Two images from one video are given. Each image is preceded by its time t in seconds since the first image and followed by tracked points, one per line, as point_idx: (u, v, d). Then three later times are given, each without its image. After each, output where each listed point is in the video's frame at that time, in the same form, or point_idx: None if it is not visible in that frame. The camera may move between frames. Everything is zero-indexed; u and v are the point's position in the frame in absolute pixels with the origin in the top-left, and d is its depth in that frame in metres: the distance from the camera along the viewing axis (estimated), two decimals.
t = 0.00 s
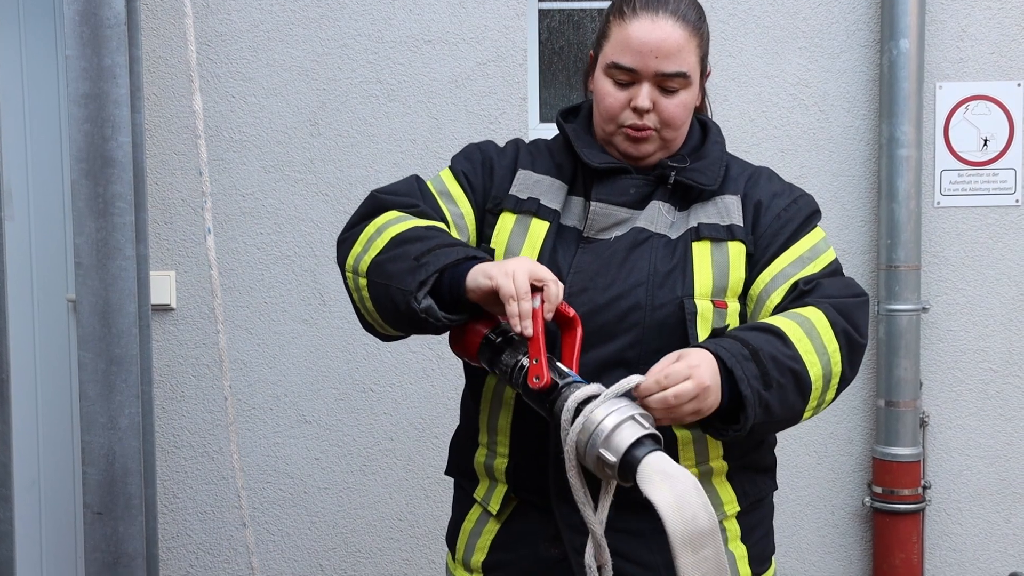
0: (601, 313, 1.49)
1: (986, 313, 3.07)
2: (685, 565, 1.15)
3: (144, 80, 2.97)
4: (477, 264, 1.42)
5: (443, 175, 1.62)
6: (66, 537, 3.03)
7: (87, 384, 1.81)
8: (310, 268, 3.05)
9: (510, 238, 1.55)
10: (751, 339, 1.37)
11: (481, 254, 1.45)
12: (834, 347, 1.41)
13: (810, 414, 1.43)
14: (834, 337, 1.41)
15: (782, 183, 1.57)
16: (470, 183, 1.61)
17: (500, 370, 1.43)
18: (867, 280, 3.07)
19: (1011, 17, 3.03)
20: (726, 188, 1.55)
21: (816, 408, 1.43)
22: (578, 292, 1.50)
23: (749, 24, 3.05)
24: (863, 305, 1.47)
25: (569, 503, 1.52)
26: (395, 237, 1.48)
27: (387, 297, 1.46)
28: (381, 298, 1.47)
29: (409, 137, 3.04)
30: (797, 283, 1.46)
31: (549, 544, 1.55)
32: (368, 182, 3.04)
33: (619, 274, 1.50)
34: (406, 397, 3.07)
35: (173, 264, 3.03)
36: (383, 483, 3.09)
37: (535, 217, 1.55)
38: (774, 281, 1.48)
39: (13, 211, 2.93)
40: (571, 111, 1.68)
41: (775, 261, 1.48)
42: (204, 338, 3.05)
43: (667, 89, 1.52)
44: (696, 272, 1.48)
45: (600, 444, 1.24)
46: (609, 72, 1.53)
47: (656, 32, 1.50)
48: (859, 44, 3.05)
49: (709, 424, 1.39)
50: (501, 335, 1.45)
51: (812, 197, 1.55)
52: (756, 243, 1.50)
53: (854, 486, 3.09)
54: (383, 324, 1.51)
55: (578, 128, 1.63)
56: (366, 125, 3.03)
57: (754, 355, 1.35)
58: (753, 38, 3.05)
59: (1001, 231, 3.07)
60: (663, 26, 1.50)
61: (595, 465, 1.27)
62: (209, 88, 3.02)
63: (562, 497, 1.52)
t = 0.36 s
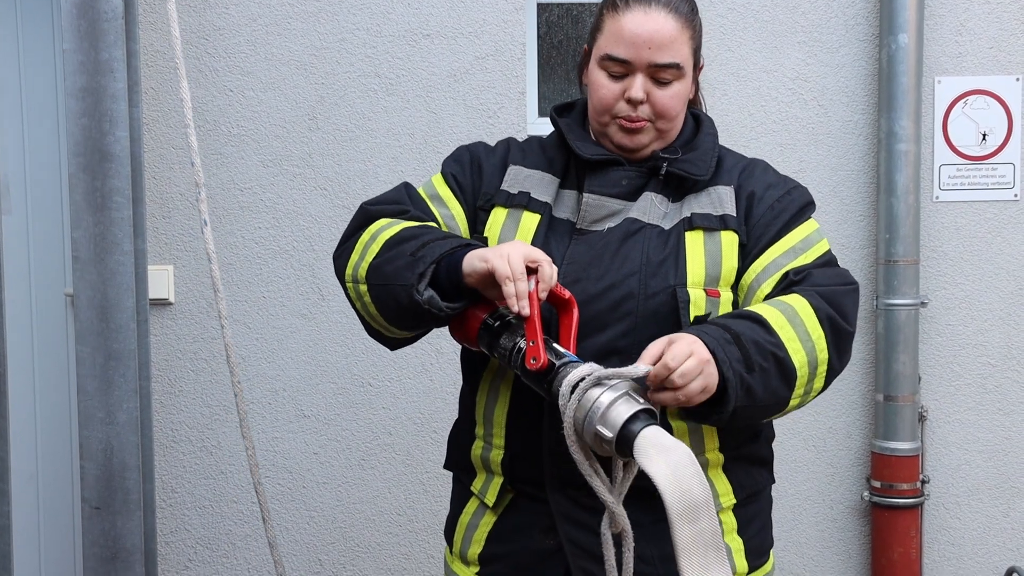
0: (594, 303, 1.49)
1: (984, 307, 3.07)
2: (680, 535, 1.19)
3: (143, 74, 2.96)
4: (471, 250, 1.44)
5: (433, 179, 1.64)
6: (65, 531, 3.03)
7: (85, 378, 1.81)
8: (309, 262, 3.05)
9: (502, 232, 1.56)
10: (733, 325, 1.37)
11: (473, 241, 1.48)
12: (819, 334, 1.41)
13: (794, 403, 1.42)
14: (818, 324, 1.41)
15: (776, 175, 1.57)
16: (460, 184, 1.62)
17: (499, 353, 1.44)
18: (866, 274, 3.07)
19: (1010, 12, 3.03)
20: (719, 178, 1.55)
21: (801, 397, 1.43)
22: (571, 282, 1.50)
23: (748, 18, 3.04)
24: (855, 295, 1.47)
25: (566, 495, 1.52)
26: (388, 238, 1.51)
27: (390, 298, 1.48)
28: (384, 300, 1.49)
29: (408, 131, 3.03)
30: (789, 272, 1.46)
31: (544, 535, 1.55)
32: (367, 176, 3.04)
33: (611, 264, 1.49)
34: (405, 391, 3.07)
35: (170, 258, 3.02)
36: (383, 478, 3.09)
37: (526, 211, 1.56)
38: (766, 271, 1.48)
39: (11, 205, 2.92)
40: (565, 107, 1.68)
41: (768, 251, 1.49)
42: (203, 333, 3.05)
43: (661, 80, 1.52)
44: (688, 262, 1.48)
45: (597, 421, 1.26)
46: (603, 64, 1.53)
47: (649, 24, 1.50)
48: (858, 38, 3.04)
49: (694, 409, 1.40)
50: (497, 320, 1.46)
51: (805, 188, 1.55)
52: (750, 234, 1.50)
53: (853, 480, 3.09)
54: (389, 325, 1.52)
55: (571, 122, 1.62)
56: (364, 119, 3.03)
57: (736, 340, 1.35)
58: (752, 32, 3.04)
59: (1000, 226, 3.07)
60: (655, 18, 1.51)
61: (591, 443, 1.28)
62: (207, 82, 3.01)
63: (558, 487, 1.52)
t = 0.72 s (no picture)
0: (593, 300, 1.49)
1: (985, 303, 3.07)
2: (684, 505, 1.18)
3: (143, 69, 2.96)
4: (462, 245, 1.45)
5: (427, 186, 1.65)
6: (66, 526, 3.03)
7: (86, 374, 1.80)
8: (309, 258, 3.04)
9: (497, 230, 1.56)
10: (753, 341, 1.36)
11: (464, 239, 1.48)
12: (834, 349, 1.41)
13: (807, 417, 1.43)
14: (833, 338, 1.41)
15: (778, 173, 1.56)
16: (452, 189, 1.63)
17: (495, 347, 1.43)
18: (867, 270, 3.07)
19: (1011, 7, 3.03)
20: (719, 175, 1.55)
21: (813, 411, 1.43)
22: (569, 279, 1.51)
23: (749, 14, 3.04)
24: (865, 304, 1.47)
25: (563, 489, 1.53)
26: (382, 244, 1.52)
27: (386, 301, 1.48)
28: (380, 304, 1.49)
29: (408, 127, 3.03)
30: (803, 278, 1.45)
31: (543, 530, 1.54)
32: (367, 171, 3.03)
33: (610, 261, 1.50)
34: (406, 387, 3.07)
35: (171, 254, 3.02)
36: (383, 473, 3.09)
37: (521, 208, 1.56)
38: (778, 275, 1.47)
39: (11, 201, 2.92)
40: (562, 104, 1.68)
41: (779, 254, 1.48)
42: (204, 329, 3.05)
43: (658, 78, 1.52)
44: (688, 259, 1.48)
45: (595, 400, 1.25)
46: (600, 63, 1.53)
47: (645, 22, 1.49)
48: (858, 34, 3.04)
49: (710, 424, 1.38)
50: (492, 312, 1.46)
51: (808, 185, 1.55)
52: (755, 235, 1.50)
53: (854, 476, 3.09)
54: (388, 329, 1.52)
55: (568, 120, 1.62)
56: (364, 114, 3.02)
57: (758, 358, 1.34)
58: (752, 28, 3.04)
59: (1001, 222, 3.06)
60: (651, 17, 1.50)
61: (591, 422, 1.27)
62: (207, 77, 3.00)
63: (556, 482, 1.52)
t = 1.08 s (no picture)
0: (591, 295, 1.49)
1: (987, 299, 3.07)
2: (711, 420, 1.21)
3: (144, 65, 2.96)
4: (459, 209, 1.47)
5: (425, 177, 1.68)
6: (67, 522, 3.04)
7: (87, 370, 1.81)
8: (311, 254, 3.05)
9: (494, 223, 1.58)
10: (769, 302, 1.32)
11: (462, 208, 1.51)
12: (850, 288, 1.37)
13: (850, 364, 1.35)
14: (844, 278, 1.37)
15: (771, 157, 1.56)
16: (449, 180, 1.66)
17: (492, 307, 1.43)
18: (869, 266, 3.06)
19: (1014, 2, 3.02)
20: (712, 165, 1.55)
21: (855, 357, 1.36)
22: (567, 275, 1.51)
23: (750, 10, 3.04)
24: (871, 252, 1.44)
25: (564, 484, 1.53)
26: (377, 220, 1.54)
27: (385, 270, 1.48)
28: (377, 276, 1.50)
29: (409, 123, 3.03)
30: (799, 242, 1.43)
31: (545, 526, 1.54)
32: (368, 168, 3.03)
33: (606, 256, 1.50)
34: (407, 383, 3.07)
35: (172, 251, 3.02)
36: (384, 470, 3.09)
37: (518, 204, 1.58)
38: (776, 247, 1.46)
39: (13, 197, 2.92)
40: (554, 104, 1.69)
41: (774, 228, 1.47)
42: (205, 325, 3.05)
43: (650, 60, 1.53)
44: (684, 252, 1.48)
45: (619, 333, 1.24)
46: (592, 51, 1.54)
47: (634, 5, 1.51)
48: (860, 30, 3.04)
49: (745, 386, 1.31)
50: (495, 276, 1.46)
51: (801, 165, 1.54)
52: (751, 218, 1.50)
53: (855, 472, 3.09)
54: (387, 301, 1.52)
55: (561, 117, 1.63)
56: (366, 111, 3.02)
57: (778, 309, 1.30)
58: (754, 24, 3.04)
59: (1003, 217, 3.06)
60: None
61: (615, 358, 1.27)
62: (209, 74, 3.00)
63: (557, 479, 1.53)
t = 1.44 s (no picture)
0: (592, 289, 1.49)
1: (987, 297, 3.07)
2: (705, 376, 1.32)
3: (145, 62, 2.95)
4: (385, 275, 1.43)
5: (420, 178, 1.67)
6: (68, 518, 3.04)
7: (88, 368, 1.81)
8: (311, 252, 3.05)
9: (495, 223, 1.57)
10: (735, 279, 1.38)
11: (398, 254, 1.46)
12: (826, 293, 1.40)
13: (806, 362, 1.39)
14: (823, 282, 1.40)
15: (773, 155, 1.57)
16: (443, 180, 1.65)
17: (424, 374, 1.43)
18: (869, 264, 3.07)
19: None
20: (713, 159, 1.55)
21: (814, 359, 1.40)
22: (568, 270, 1.50)
23: (751, 7, 3.04)
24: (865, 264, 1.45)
25: (568, 482, 1.53)
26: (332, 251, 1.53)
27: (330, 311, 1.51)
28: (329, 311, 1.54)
29: (410, 120, 3.03)
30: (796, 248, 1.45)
31: (550, 524, 1.54)
32: (369, 165, 3.03)
33: (608, 250, 1.50)
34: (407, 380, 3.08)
35: (173, 248, 3.03)
36: (385, 467, 3.10)
37: (518, 202, 1.58)
38: (773, 250, 1.47)
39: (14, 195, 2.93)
40: (554, 100, 1.71)
41: (773, 228, 1.48)
42: (206, 322, 3.05)
43: (628, 52, 1.55)
44: (686, 246, 1.49)
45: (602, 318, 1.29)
46: (571, 49, 1.57)
47: None
48: (861, 27, 3.04)
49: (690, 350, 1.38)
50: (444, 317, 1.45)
51: (804, 164, 1.55)
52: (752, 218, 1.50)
53: (855, 470, 3.09)
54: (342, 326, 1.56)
55: (560, 112, 1.64)
56: (366, 108, 3.02)
57: (741, 288, 1.35)
58: (755, 21, 3.04)
59: (1003, 215, 3.06)
60: None
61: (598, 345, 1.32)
62: (210, 71, 3.00)
63: (562, 477, 1.53)
